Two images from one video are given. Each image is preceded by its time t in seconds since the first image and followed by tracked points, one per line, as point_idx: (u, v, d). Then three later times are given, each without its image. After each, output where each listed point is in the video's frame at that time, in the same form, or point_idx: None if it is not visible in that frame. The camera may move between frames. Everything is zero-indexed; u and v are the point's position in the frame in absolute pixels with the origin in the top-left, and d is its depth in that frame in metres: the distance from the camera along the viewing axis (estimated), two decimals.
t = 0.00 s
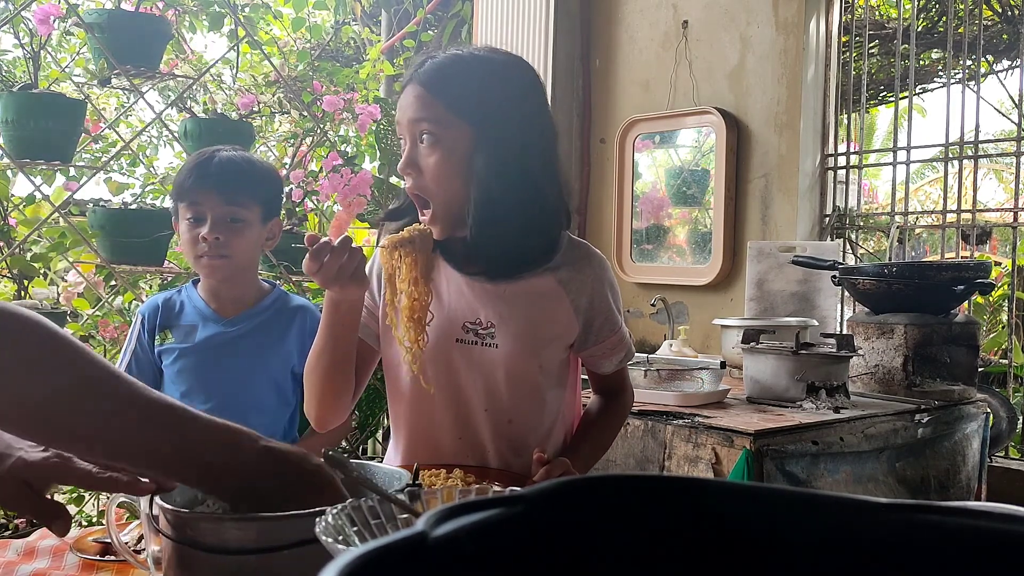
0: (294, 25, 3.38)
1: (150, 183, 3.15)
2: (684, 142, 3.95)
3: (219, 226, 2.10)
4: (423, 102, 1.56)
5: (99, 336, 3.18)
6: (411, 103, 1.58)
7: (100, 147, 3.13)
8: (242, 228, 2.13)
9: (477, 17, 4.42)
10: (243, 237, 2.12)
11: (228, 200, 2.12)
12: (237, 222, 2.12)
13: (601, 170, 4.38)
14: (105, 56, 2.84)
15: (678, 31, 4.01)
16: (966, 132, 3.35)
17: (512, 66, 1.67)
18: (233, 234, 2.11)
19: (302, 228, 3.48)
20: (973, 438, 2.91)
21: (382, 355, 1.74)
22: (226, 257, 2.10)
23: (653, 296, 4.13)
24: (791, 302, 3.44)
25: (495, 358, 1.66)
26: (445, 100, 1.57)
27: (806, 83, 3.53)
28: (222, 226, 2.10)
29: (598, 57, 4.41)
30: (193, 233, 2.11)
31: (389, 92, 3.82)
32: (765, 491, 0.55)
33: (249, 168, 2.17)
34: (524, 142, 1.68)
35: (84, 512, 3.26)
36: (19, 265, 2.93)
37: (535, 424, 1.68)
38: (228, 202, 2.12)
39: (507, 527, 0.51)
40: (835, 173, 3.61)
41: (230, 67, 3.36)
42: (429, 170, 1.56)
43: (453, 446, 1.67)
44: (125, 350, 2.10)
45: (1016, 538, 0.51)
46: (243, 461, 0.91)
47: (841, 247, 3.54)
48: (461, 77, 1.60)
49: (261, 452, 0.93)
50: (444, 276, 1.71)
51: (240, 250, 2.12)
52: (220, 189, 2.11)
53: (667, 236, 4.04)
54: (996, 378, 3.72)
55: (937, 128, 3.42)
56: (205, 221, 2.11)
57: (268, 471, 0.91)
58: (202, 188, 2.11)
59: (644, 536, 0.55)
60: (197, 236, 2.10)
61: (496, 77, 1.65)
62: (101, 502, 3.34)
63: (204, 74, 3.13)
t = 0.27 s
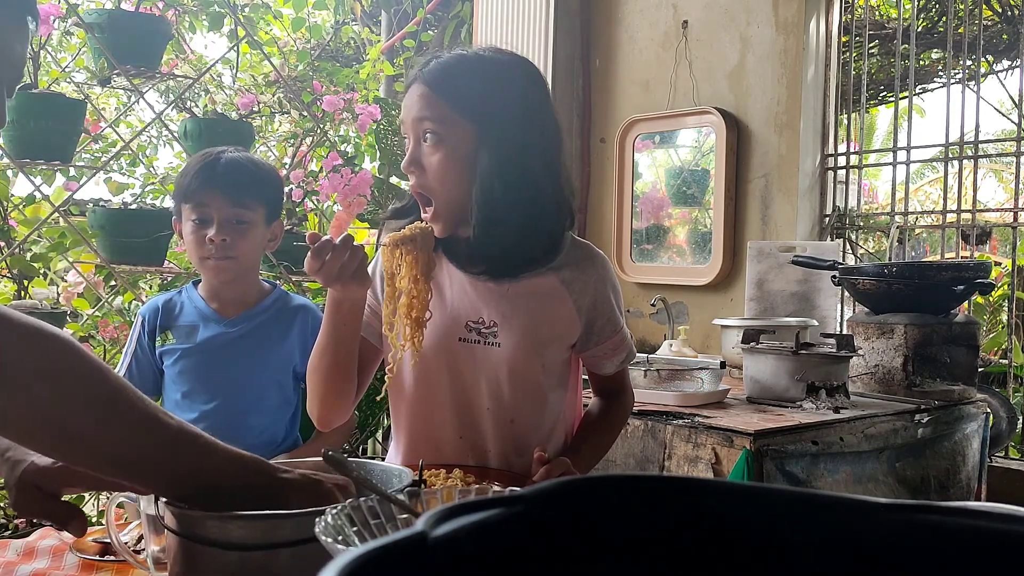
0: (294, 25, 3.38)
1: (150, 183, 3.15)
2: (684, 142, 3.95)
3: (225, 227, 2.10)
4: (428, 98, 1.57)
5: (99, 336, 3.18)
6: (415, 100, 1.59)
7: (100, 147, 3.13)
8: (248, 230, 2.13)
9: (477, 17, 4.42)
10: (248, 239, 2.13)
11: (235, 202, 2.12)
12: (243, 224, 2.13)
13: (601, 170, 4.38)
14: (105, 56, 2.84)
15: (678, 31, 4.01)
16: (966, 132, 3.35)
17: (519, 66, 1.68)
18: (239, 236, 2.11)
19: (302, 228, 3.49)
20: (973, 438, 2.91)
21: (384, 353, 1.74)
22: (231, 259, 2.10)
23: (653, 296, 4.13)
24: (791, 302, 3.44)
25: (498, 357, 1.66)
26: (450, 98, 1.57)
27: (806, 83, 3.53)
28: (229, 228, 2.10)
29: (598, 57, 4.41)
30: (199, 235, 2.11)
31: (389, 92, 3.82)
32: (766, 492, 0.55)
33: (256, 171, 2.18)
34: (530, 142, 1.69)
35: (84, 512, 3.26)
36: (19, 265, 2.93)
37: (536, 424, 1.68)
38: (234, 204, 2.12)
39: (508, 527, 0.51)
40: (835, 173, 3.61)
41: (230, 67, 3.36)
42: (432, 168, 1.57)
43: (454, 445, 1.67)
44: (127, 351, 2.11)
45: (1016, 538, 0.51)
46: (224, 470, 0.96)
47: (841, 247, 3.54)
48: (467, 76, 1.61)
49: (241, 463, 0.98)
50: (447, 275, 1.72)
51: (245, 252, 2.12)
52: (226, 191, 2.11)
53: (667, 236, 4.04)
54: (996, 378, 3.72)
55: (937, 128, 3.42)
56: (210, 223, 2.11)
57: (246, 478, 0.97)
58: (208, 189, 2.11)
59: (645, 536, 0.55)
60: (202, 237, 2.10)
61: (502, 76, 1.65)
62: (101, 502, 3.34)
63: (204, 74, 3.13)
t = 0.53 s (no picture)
0: (294, 25, 3.38)
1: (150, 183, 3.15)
2: (684, 142, 3.95)
3: (228, 230, 2.09)
4: (432, 99, 1.57)
5: (98, 336, 3.18)
6: (419, 100, 1.59)
7: (100, 147, 3.13)
8: (251, 232, 2.12)
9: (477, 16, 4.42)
10: (251, 241, 2.12)
11: (237, 204, 2.12)
12: (246, 226, 2.12)
13: (601, 170, 4.38)
14: (105, 56, 2.84)
15: (678, 31, 4.01)
16: (966, 132, 3.35)
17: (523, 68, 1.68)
18: (242, 239, 2.10)
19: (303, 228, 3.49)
20: (973, 438, 2.91)
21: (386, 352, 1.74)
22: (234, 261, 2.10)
23: (653, 296, 4.13)
24: (791, 302, 3.44)
25: (499, 357, 1.66)
26: (453, 99, 1.58)
27: (806, 83, 3.53)
28: (232, 230, 2.09)
29: (598, 57, 4.41)
30: (201, 238, 2.09)
31: (389, 92, 3.81)
32: (766, 492, 0.55)
33: (257, 173, 2.18)
34: (534, 143, 1.69)
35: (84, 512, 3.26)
36: (19, 265, 2.93)
37: (537, 424, 1.68)
38: (237, 206, 2.12)
39: (508, 527, 0.51)
40: (835, 173, 3.60)
41: (230, 67, 3.36)
42: (436, 168, 1.57)
43: (455, 445, 1.67)
44: (126, 351, 2.12)
45: (1017, 539, 0.51)
46: (224, 471, 0.96)
47: (841, 247, 3.54)
48: (471, 76, 1.61)
49: (242, 465, 0.98)
50: (450, 276, 1.72)
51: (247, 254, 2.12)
52: (229, 193, 2.11)
53: (667, 236, 4.04)
54: (996, 378, 3.72)
55: (937, 128, 3.42)
56: (213, 225, 2.10)
57: (246, 481, 0.96)
58: (211, 192, 2.10)
59: (644, 535, 0.55)
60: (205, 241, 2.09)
61: (506, 78, 1.66)
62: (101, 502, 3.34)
63: (204, 74, 3.13)
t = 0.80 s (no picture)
0: (294, 25, 3.38)
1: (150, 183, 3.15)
2: (684, 142, 3.95)
3: (227, 231, 2.07)
4: (435, 99, 1.57)
5: (98, 336, 3.18)
6: (422, 101, 1.59)
7: (100, 148, 3.13)
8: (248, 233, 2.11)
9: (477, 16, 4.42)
10: (248, 241, 2.11)
11: (234, 205, 2.10)
12: (244, 227, 2.10)
13: (601, 170, 4.38)
14: (105, 56, 2.84)
15: (678, 31, 4.01)
16: (966, 132, 3.35)
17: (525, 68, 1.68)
18: (240, 239, 2.09)
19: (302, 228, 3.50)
20: (973, 438, 2.91)
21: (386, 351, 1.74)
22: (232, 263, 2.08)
23: (653, 296, 4.13)
24: (791, 302, 3.44)
25: (500, 357, 1.66)
26: (456, 99, 1.58)
27: (806, 83, 3.53)
28: (231, 232, 2.08)
29: (598, 57, 4.41)
30: (199, 241, 2.07)
31: (389, 92, 3.82)
32: (766, 492, 0.55)
33: (250, 172, 2.17)
34: (536, 143, 1.68)
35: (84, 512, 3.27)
36: (19, 265, 2.93)
37: (537, 424, 1.67)
38: (234, 207, 2.10)
39: (509, 528, 0.51)
40: (835, 173, 3.61)
41: (230, 67, 3.36)
42: (438, 168, 1.57)
43: (455, 445, 1.67)
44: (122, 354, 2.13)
45: (1017, 538, 0.51)
46: (225, 467, 0.96)
47: (841, 247, 3.54)
48: (473, 76, 1.61)
49: (243, 461, 0.97)
50: (451, 276, 1.72)
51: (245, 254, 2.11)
52: (225, 194, 2.09)
53: (667, 236, 4.04)
54: (996, 378, 3.72)
55: (937, 127, 3.42)
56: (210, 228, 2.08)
57: (245, 479, 0.96)
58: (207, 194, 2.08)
59: (644, 534, 0.55)
60: (203, 243, 2.06)
61: (508, 78, 1.66)
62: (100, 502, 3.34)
63: (204, 74, 3.13)
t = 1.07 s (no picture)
0: (294, 25, 3.38)
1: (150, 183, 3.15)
2: (684, 142, 3.95)
3: (212, 234, 2.02)
4: (438, 102, 1.57)
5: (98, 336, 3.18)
6: (425, 104, 1.58)
7: (100, 148, 3.13)
8: (233, 234, 2.07)
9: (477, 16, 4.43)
10: (233, 242, 2.07)
11: (218, 206, 2.05)
12: (228, 229, 2.06)
13: (601, 170, 4.38)
14: (105, 56, 2.84)
15: (678, 31, 4.01)
16: (966, 132, 3.35)
17: (525, 68, 1.68)
18: (225, 242, 2.05)
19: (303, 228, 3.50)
20: (973, 438, 2.91)
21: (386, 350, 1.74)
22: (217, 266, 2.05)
23: (653, 296, 4.13)
24: (791, 302, 3.44)
25: (499, 356, 1.66)
26: (460, 101, 1.58)
27: (806, 83, 3.53)
28: (216, 234, 2.03)
29: (598, 57, 4.41)
30: (183, 244, 2.02)
31: (389, 92, 3.82)
32: (765, 492, 0.55)
33: (234, 172, 2.11)
34: (538, 145, 1.68)
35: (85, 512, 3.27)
36: (19, 265, 2.93)
37: (536, 424, 1.67)
38: (219, 209, 2.05)
39: (508, 528, 0.51)
40: (835, 173, 3.61)
41: (230, 67, 3.36)
42: (444, 170, 1.56)
43: (453, 444, 1.67)
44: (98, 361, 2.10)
45: (1017, 539, 0.51)
46: (227, 467, 0.96)
47: (841, 247, 3.54)
48: (476, 79, 1.61)
49: (245, 460, 0.98)
50: (450, 275, 1.72)
51: (229, 256, 2.07)
52: (210, 195, 2.04)
53: (667, 236, 4.04)
54: (996, 378, 3.72)
55: (937, 127, 3.42)
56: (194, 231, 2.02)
57: (246, 478, 0.96)
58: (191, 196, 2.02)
59: (643, 534, 0.55)
60: (187, 247, 2.02)
61: (508, 78, 1.65)
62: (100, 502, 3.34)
63: (204, 74, 3.13)
